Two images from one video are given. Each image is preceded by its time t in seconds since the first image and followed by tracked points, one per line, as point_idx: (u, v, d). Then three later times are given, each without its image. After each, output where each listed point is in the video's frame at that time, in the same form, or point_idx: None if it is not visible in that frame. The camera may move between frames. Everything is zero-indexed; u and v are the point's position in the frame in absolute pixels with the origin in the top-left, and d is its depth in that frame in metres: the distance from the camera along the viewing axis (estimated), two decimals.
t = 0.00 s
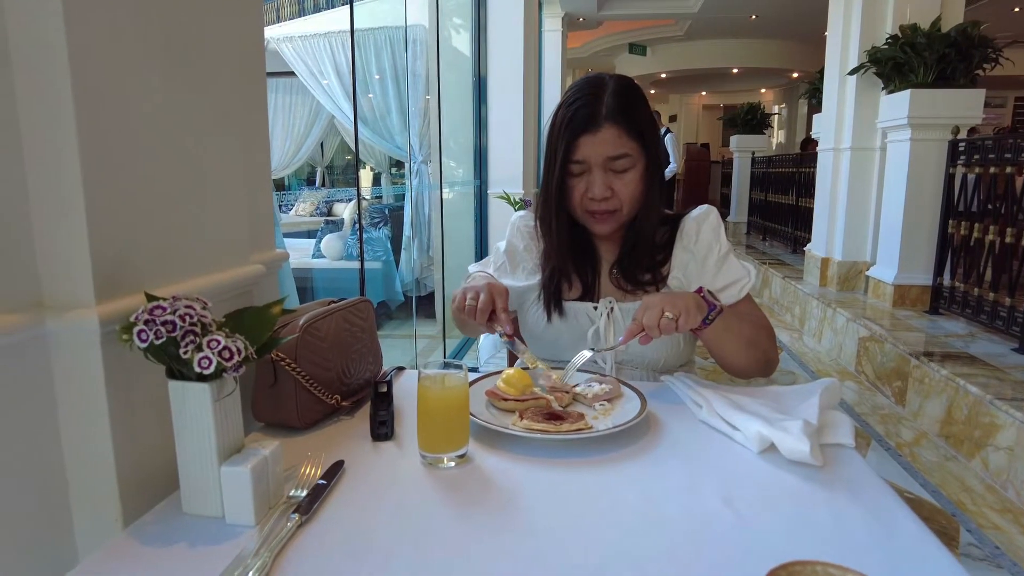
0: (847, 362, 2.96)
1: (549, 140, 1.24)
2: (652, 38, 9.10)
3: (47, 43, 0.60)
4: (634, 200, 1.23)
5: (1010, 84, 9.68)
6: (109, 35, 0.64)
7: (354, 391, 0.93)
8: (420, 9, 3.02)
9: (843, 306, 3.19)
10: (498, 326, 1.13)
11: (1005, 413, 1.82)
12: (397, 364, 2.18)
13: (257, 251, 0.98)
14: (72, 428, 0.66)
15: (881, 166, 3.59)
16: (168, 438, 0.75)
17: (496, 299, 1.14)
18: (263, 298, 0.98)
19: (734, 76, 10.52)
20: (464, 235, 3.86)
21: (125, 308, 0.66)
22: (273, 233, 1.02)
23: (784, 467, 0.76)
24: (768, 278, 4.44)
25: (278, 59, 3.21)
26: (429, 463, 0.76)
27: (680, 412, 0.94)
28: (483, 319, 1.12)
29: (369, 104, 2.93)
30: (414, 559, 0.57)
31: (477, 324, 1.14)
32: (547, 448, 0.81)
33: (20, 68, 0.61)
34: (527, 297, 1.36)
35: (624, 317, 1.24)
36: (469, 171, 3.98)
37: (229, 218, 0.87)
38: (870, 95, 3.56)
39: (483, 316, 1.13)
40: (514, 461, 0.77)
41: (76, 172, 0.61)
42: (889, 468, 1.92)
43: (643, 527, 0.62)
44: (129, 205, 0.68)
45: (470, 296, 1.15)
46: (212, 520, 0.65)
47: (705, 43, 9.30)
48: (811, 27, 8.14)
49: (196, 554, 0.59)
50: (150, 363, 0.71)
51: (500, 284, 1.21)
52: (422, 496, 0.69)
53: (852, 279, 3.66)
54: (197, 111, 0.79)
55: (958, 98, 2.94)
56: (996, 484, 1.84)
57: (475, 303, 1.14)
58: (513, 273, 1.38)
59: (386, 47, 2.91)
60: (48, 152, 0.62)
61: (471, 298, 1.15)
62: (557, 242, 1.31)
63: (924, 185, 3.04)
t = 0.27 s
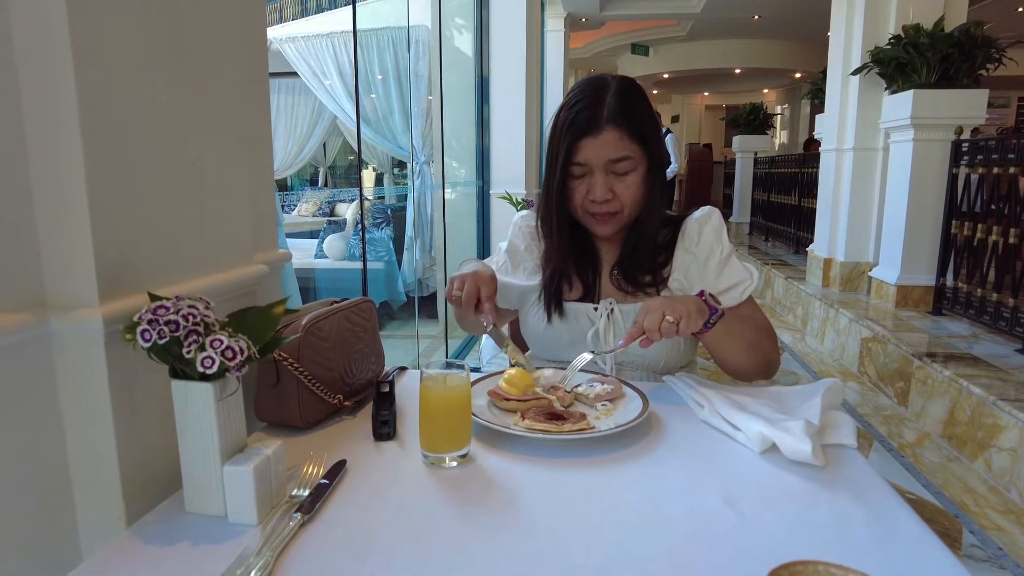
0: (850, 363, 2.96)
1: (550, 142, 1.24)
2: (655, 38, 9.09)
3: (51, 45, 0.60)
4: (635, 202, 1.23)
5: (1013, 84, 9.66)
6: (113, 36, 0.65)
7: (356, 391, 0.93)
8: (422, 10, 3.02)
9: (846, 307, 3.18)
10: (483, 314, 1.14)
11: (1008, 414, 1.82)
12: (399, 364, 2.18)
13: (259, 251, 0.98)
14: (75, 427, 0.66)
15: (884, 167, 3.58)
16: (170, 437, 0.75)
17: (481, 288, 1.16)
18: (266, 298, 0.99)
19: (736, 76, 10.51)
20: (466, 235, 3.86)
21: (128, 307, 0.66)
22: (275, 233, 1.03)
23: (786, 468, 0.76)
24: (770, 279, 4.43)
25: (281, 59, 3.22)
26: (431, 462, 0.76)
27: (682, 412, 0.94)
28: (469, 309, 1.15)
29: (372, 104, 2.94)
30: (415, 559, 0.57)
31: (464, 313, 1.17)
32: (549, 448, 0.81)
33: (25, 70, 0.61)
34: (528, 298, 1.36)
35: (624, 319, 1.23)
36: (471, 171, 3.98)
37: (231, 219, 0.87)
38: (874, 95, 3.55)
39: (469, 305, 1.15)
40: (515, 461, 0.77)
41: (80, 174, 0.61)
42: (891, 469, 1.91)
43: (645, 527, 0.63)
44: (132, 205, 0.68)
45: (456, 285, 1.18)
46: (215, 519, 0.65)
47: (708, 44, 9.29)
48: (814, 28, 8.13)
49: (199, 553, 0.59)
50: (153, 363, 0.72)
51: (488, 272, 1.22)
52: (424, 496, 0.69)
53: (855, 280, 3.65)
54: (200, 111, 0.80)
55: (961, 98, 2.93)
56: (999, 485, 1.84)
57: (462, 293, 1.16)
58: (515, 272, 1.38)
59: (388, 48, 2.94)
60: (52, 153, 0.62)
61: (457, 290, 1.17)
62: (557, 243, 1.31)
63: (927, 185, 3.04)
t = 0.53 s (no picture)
0: (851, 364, 2.95)
1: (550, 144, 1.24)
2: (656, 39, 9.09)
3: (53, 45, 0.60)
4: (635, 203, 1.23)
5: (1015, 85, 9.64)
6: (114, 38, 0.65)
7: (357, 392, 0.93)
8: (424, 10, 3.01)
9: (848, 308, 3.18)
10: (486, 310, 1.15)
11: (1010, 415, 1.81)
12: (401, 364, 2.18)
13: (260, 252, 0.98)
14: (77, 428, 0.66)
15: (885, 167, 3.58)
16: (171, 438, 0.75)
17: (484, 282, 1.17)
18: (267, 299, 0.99)
19: (738, 77, 10.50)
20: (467, 236, 3.86)
21: (129, 308, 0.66)
22: (276, 234, 1.03)
23: (787, 470, 0.76)
24: (771, 279, 4.43)
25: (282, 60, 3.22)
26: (432, 463, 0.76)
27: (683, 413, 0.94)
28: (471, 304, 1.15)
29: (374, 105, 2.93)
30: (416, 559, 0.58)
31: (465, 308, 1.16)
32: (550, 449, 0.81)
33: (27, 70, 0.61)
34: (529, 299, 1.36)
35: (625, 319, 1.23)
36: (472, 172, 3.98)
37: (232, 220, 0.87)
38: (875, 96, 3.55)
39: (471, 300, 1.15)
40: (516, 461, 0.77)
41: (82, 174, 0.62)
42: (892, 470, 1.91)
43: (644, 528, 0.63)
44: (133, 206, 0.68)
45: (457, 279, 1.17)
46: (216, 520, 0.65)
47: (709, 44, 9.28)
48: (815, 28, 8.12)
49: (200, 553, 0.59)
50: (154, 364, 0.72)
51: (489, 267, 1.21)
52: (425, 497, 0.69)
53: (856, 280, 3.65)
54: (201, 111, 0.80)
55: (963, 99, 2.93)
56: (1001, 486, 1.83)
57: (464, 287, 1.16)
58: (515, 273, 1.38)
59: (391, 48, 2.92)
60: (53, 153, 0.62)
61: (459, 283, 1.17)
62: (558, 245, 1.31)
63: (928, 186, 3.04)
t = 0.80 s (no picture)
0: (850, 364, 2.95)
1: (549, 144, 1.24)
2: (656, 40, 9.10)
3: (52, 44, 0.60)
4: (634, 204, 1.23)
5: (1014, 86, 9.65)
6: (113, 37, 0.65)
7: (356, 392, 0.93)
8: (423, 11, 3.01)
9: (847, 308, 3.18)
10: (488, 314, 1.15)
11: (1010, 416, 1.81)
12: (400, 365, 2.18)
13: (259, 252, 0.98)
14: (75, 429, 0.66)
15: (885, 168, 3.58)
16: (170, 439, 0.75)
17: (484, 284, 1.16)
18: (266, 299, 0.98)
19: (737, 77, 10.51)
20: (466, 237, 3.86)
21: (128, 309, 0.66)
22: (276, 234, 1.02)
23: (787, 471, 0.76)
24: (771, 280, 4.43)
25: (282, 60, 3.22)
26: (430, 464, 0.76)
27: (682, 414, 0.94)
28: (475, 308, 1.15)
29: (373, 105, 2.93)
30: (415, 560, 0.57)
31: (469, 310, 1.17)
32: (549, 450, 0.81)
33: (26, 70, 0.61)
34: (528, 300, 1.36)
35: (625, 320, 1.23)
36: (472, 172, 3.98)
37: (232, 220, 0.87)
38: (875, 97, 3.55)
39: (475, 304, 1.16)
40: (516, 462, 0.77)
41: (81, 174, 0.61)
42: (892, 471, 1.91)
43: (644, 528, 0.62)
44: (131, 207, 0.68)
45: (459, 283, 1.17)
46: (214, 521, 0.65)
47: (709, 45, 9.27)
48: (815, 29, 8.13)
49: (199, 555, 0.59)
50: (153, 364, 0.72)
51: (489, 267, 1.21)
52: (424, 498, 0.68)
53: (856, 281, 3.65)
54: (200, 111, 0.79)
55: (962, 100, 2.93)
56: (1001, 487, 1.83)
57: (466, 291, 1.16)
58: (515, 273, 1.39)
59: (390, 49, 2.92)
60: (52, 153, 0.62)
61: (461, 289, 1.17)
62: (557, 245, 1.31)
63: (928, 187, 3.04)
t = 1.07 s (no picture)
0: (851, 365, 2.95)
1: (549, 145, 1.24)
2: (657, 40, 9.10)
3: (54, 44, 0.60)
4: (634, 204, 1.23)
5: (1015, 87, 9.65)
6: (115, 37, 0.65)
7: (358, 393, 0.93)
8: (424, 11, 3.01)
9: (848, 309, 3.18)
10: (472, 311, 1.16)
11: (1010, 417, 1.81)
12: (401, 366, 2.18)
13: (260, 252, 0.98)
14: (77, 428, 0.66)
15: (886, 168, 3.58)
16: (171, 438, 0.75)
17: (471, 283, 1.17)
18: (267, 300, 0.99)
19: (738, 78, 10.51)
20: (467, 237, 3.86)
21: (130, 309, 0.66)
22: (277, 234, 1.02)
23: (789, 471, 0.76)
24: (772, 281, 4.43)
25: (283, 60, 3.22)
26: (433, 465, 0.76)
27: (684, 414, 0.94)
28: (459, 305, 1.16)
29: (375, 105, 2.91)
30: (416, 560, 0.57)
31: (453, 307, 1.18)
32: (550, 450, 0.81)
33: (28, 70, 0.61)
34: (528, 299, 1.36)
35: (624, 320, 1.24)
36: (473, 172, 3.97)
37: (233, 221, 0.87)
38: (876, 97, 3.55)
39: (459, 301, 1.16)
40: (517, 462, 0.77)
41: (83, 174, 0.62)
42: (893, 471, 1.91)
43: (645, 529, 0.62)
44: (133, 206, 0.68)
45: (445, 279, 1.17)
46: (217, 521, 0.65)
47: (709, 45, 9.27)
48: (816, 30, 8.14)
49: (200, 554, 0.59)
50: (154, 364, 0.72)
51: (478, 266, 1.22)
52: (426, 498, 0.69)
53: (857, 282, 3.65)
54: (201, 111, 0.80)
55: (963, 101, 2.93)
56: (1001, 488, 1.83)
57: (451, 287, 1.16)
58: (514, 273, 1.39)
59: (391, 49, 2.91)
60: (54, 153, 0.62)
61: (447, 285, 1.16)
62: (557, 245, 1.31)
63: (928, 188, 3.04)
